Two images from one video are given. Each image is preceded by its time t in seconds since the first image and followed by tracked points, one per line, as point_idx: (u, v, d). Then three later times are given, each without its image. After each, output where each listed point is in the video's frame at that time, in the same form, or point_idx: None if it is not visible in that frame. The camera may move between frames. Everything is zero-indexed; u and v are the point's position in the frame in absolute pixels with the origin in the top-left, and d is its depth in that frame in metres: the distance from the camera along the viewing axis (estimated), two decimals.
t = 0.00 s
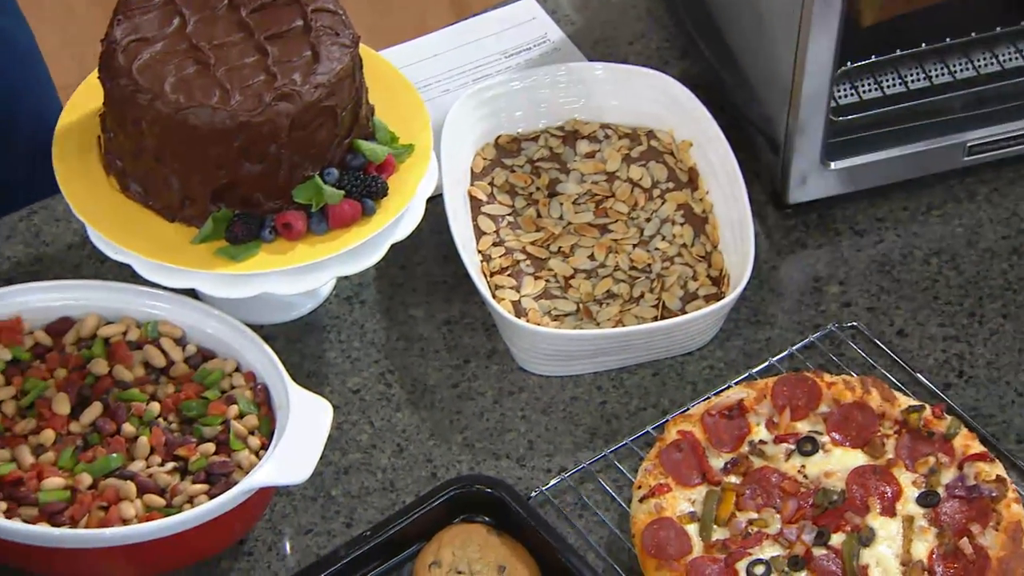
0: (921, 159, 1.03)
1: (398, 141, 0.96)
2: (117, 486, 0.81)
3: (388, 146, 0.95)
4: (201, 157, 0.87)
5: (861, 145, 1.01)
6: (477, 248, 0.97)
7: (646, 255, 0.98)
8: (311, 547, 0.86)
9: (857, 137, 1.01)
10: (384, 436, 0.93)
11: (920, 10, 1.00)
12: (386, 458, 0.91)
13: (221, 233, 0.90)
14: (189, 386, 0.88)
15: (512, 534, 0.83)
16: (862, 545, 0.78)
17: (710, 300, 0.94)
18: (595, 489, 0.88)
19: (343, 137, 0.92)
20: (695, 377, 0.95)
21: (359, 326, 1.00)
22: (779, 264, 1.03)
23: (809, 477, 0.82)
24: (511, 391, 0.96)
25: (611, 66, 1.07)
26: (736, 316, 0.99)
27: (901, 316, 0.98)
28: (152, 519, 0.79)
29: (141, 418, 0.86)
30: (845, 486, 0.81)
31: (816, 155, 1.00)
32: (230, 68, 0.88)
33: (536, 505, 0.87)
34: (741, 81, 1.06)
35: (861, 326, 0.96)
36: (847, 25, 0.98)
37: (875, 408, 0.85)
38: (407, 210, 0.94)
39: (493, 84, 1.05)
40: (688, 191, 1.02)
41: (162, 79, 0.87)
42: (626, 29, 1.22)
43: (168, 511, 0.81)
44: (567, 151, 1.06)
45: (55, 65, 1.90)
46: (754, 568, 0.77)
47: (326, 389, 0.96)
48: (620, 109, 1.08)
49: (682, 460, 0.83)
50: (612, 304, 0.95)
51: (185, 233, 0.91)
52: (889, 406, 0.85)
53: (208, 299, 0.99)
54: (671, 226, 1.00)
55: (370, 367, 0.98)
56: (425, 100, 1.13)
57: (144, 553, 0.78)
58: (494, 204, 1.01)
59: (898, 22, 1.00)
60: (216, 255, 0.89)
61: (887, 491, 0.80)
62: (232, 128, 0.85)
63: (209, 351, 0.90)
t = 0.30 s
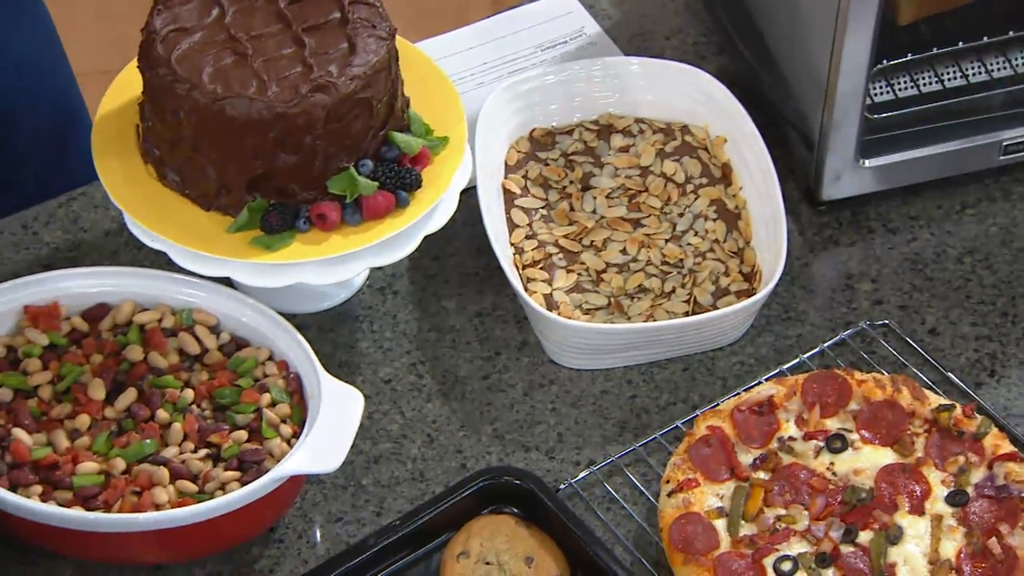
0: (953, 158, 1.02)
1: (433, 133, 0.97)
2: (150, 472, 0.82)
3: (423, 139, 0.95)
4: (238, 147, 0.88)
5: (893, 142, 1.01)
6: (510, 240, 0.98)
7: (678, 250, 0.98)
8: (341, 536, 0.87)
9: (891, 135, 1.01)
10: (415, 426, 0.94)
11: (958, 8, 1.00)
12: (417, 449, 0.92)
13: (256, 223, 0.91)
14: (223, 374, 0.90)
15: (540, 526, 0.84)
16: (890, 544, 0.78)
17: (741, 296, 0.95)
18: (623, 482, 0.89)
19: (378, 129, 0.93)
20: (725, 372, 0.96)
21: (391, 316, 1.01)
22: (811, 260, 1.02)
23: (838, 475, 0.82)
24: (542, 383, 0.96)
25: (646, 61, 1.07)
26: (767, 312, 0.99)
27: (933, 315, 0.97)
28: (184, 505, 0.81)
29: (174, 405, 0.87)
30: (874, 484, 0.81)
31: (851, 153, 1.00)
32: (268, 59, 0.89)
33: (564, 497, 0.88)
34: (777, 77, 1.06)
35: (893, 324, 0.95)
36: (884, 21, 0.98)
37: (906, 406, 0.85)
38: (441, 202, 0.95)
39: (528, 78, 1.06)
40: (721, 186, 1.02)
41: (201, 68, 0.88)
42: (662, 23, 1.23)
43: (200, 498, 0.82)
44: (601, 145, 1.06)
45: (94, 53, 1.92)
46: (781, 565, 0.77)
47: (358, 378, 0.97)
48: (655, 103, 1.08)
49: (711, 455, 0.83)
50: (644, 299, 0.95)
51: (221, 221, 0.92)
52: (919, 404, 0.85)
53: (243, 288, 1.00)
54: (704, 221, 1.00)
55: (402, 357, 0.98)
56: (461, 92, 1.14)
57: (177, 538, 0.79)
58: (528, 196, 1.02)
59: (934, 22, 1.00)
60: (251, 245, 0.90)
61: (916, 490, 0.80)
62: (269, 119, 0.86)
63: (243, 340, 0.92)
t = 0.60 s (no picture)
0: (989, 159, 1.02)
1: (466, 128, 0.97)
2: (182, 461, 0.83)
3: (456, 134, 0.96)
4: (272, 140, 0.89)
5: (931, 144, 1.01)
6: (541, 236, 0.98)
7: (709, 249, 0.98)
8: (369, 527, 0.88)
9: (926, 136, 1.01)
10: (443, 419, 0.94)
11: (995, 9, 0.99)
12: (445, 442, 0.93)
13: (289, 215, 0.92)
14: (254, 365, 0.91)
15: (567, 521, 0.85)
16: (917, 545, 0.78)
17: (772, 295, 0.95)
18: (651, 479, 0.89)
19: (412, 124, 0.94)
20: (754, 371, 0.96)
21: (422, 310, 1.02)
22: (843, 260, 1.02)
23: (866, 475, 0.82)
24: (571, 378, 0.97)
25: (681, 59, 1.07)
26: (798, 311, 0.99)
27: (964, 316, 0.97)
28: (214, 495, 0.82)
29: (206, 395, 0.88)
30: (902, 485, 0.81)
31: (884, 153, 0.99)
32: (303, 53, 0.90)
33: (591, 493, 0.88)
34: (811, 75, 1.06)
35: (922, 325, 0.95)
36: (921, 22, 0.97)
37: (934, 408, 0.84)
38: (473, 197, 0.95)
39: (562, 74, 1.06)
40: (753, 185, 1.03)
41: (236, 61, 0.89)
42: (697, 21, 1.22)
43: (231, 488, 0.83)
44: (633, 142, 1.07)
45: (131, 42, 1.94)
46: (807, 564, 0.77)
47: (388, 371, 0.97)
48: (689, 101, 1.08)
49: (739, 454, 0.83)
50: (674, 296, 0.95)
51: (255, 214, 0.93)
52: (949, 406, 0.85)
53: (275, 280, 1.01)
54: (735, 220, 1.00)
55: (432, 351, 0.99)
56: (495, 87, 1.14)
57: (207, 527, 0.80)
58: (560, 192, 1.02)
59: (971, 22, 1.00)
60: (284, 237, 0.91)
61: (944, 491, 0.80)
62: (304, 112, 0.87)
63: (275, 331, 0.93)
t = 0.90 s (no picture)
0: None
1: (498, 126, 0.98)
2: (211, 453, 0.84)
3: (488, 131, 0.96)
4: (306, 135, 0.90)
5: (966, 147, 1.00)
6: (572, 234, 0.98)
7: (740, 248, 0.99)
8: (396, 521, 0.89)
9: (961, 140, 1.01)
10: (471, 415, 0.95)
11: None
12: (473, 438, 0.93)
13: (322, 210, 0.92)
14: (284, 358, 0.92)
15: (593, 519, 0.85)
16: (943, 548, 0.78)
17: (801, 296, 0.95)
18: (677, 478, 0.89)
19: (444, 121, 0.94)
20: (782, 371, 0.96)
21: (452, 306, 1.02)
22: (873, 262, 1.02)
23: (893, 478, 0.81)
24: (599, 376, 0.97)
25: (714, 58, 1.07)
26: (827, 312, 0.99)
27: (995, 320, 0.97)
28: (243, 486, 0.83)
29: (236, 387, 0.89)
30: (929, 488, 0.80)
31: (917, 156, 0.99)
32: (338, 49, 0.91)
33: (617, 491, 0.89)
34: (844, 76, 1.06)
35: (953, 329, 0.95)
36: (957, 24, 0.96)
37: (963, 411, 0.84)
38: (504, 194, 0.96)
39: (595, 73, 1.06)
40: (785, 185, 1.02)
41: (271, 56, 0.90)
42: (731, 20, 1.22)
43: (259, 480, 0.84)
44: (666, 141, 1.07)
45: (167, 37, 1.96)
46: (832, 566, 0.77)
47: (417, 366, 0.98)
48: (721, 100, 1.08)
49: (766, 454, 0.83)
50: (703, 296, 0.96)
51: (287, 208, 0.94)
52: (977, 410, 0.84)
53: (306, 273, 1.02)
54: (766, 220, 1.00)
55: (461, 347, 1.00)
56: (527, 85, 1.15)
57: (236, 518, 0.81)
58: (591, 190, 1.02)
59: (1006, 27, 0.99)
60: (316, 232, 0.91)
61: (971, 495, 0.79)
62: (337, 108, 0.88)
63: (305, 324, 0.94)
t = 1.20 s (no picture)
0: None
1: (530, 123, 0.98)
2: (240, 444, 0.85)
3: (520, 128, 0.97)
4: (339, 130, 0.91)
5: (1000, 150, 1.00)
6: (602, 231, 0.99)
7: (770, 248, 0.98)
8: (422, 515, 0.90)
9: (996, 143, 1.00)
10: (499, 411, 0.95)
11: None
12: (500, 433, 0.94)
13: (353, 204, 0.93)
14: (314, 351, 0.92)
15: (618, 516, 0.85)
16: (970, 552, 0.77)
17: (831, 297, 0.95)
18: (704, 477, 0.89)
19: (477, 117, 0.95)
20: (811, 372, 0.95)
21: (482, 302, 1.03)
22: (904, 264, 1.01)
23: (920, 480, 0.81)
24: (627, 374, 0.97)
25: (747, 57, 1.07)
26: (857, 314, 0.98)
27: None
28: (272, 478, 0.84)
29: (266, 379, 0.90)
30: (956, 491, 0.80)
31: (950, 158, 0.98)
32: (371, 45, 0.91)
33: (644, 489, 0.89)
34: (878, 77, 1.05)
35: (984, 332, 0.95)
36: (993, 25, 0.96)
37: (992, 415, 0.84)
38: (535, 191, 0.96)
39: (628, 71, 1.06)
40: (817, 185, 1.02)
41: (305, 51, 0.90)
42: (765, 20, 1.22)
43: (287, 472, 0.85)
44: (698, 140, 1.07)
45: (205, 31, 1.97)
46: (858, 567, 0.77)
47: (446, 361, 0.99)
48: (754, 100, 1.08)
49: (793, 455, 0.83)
50: (733, 295, 0.96)
51: (319, 202, 0.94)
52: (1007, 414, 0.84)
53: (337, 267, 1.03)
54: (797, 220, 1.00)
55: (490, 342, 1.00)
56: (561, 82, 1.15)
57: (263, 509, 0.82)
58: (622, 188, 1.03)
59: None
60: (347, 226, 0.92)
61: (999, 499, 0.79)
62: (370, 103, 0.89)
63: (335, 318, 0.94)
